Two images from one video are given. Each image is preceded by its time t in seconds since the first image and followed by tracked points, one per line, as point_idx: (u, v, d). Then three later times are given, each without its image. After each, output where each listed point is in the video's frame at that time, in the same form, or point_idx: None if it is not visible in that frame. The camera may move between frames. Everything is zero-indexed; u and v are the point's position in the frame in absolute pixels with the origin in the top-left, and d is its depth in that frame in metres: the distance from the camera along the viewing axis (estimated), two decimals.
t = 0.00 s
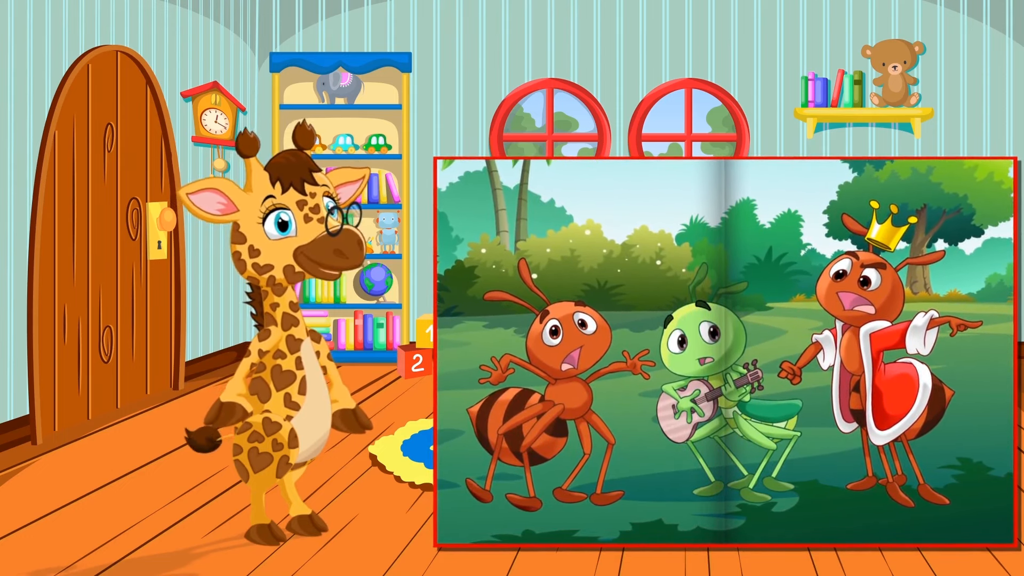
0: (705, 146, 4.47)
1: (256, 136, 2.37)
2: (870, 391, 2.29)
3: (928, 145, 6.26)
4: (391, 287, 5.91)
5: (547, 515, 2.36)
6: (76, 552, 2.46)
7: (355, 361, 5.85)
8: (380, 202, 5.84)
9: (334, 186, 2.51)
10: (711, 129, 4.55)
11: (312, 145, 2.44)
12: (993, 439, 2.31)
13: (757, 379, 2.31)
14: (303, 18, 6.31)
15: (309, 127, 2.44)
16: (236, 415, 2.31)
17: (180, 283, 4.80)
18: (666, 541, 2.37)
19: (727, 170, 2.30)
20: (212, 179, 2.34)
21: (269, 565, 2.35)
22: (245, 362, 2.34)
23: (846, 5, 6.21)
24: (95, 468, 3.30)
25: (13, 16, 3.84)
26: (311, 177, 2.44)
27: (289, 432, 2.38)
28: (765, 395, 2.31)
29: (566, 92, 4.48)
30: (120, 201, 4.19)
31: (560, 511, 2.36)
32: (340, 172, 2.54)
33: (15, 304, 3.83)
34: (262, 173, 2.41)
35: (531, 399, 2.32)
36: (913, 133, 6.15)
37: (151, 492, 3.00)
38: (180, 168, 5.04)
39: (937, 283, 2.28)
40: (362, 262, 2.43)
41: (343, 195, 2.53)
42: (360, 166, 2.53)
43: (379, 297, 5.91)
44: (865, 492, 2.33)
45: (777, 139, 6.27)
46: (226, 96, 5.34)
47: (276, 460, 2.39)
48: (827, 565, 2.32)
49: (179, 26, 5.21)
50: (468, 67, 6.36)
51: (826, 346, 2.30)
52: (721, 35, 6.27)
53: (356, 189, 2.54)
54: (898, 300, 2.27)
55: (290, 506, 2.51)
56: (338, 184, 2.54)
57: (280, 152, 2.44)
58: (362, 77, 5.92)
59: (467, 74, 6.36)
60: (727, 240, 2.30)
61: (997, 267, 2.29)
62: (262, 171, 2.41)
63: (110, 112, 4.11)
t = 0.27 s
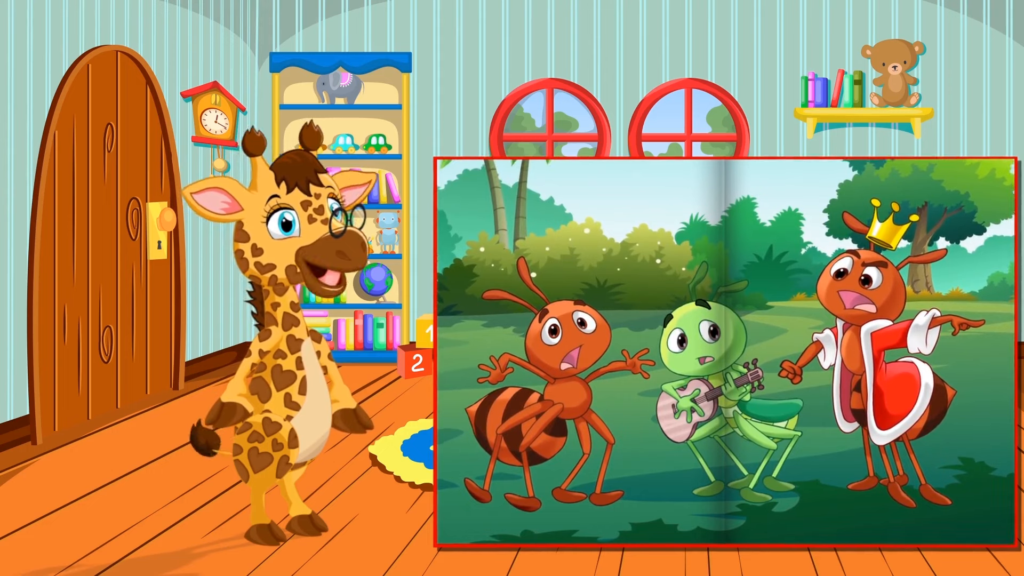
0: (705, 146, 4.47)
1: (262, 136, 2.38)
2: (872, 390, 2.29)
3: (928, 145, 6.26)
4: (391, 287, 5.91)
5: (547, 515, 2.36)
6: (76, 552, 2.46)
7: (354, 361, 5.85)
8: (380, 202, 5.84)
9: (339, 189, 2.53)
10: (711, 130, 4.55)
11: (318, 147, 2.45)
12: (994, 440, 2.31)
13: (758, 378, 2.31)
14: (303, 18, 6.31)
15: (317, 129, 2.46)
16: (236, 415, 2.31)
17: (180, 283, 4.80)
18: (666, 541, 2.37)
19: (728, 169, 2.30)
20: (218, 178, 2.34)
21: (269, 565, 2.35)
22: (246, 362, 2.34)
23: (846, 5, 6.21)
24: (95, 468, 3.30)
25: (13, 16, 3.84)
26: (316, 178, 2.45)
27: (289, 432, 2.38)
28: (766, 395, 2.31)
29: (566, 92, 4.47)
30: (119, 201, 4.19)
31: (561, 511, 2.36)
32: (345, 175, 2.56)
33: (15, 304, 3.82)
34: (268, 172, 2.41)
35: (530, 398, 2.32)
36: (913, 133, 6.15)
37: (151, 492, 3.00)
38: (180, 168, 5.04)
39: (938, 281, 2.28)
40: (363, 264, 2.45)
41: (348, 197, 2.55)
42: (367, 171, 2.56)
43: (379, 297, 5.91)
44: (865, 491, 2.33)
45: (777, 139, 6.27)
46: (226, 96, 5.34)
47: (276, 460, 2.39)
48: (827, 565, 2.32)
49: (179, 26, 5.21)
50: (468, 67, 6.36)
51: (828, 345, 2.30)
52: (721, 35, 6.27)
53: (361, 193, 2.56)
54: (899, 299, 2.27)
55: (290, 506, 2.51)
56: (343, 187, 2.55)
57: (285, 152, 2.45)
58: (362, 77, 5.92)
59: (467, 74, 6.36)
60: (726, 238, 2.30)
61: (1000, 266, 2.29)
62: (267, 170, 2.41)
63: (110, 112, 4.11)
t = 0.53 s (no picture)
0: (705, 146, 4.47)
1: (266, 135, 2.38)
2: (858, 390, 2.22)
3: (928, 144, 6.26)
4: (391, 287, 5.91)
5: (548, 515, 2.36)
6: (76, 552, 2.46)
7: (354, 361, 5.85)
8: (380, 202, 5.84)
9: (341, 190, 2.54)
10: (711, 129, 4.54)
11: (322, 147, 2.45)
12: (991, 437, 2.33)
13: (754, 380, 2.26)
14: (303, 18, 6.31)
15: (320, 129, 2.46)
16: (236, 414, 2.32)
17: (180, 283, 4.80)
18: (666, 541, 2.37)
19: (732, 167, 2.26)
20: (220, 177, 2.34)
21: (268, 565, 2.35)
22: (247, 361, 2.35)
23: (846, 5, 6.22)
24: (95, 468, 3.30)
25: (13, 16, 3.85)
26: (319, 178, 2.46)
27: (289, 432, 2.38)
28: (757, 394, 2.26)
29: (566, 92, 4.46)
30: (120, 201, 4.19)
31: (561, 511, 2.36)
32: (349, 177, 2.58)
33: (15, 303, 3.83)
34: (271, 172, 2.41)
35: (528, 396, 2.32)
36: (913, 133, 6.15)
37: (151, 492, 3.00)
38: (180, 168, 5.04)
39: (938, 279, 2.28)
40: (364, 265, 2.45)
41: (351, 199, 2.56)
42: (369, 173, 2.58)
43: (379, 297, 5.92)
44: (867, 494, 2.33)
45: (777, 139, 6.27)
46: (226, 96, 5.34)
47: (276, 460, 2.39)
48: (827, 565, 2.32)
49: (179, 26, 5.21)
50: (468, 67, 6.36)
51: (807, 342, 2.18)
52: (721, 35, 6.27)
53: (364, 194, 2.57)
54: (872, 292, 2.06)
55: (291, 506, 2.52)
56: (346, 189, 2.57)
57: (289, 152, 2.45)
58: (362, 77, 5.92)
59: (467, 74, 6.36)
60: (725, 234, 2.29)
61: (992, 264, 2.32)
62: (270, 170, 2.41)
63: (110, 112, 4.11)
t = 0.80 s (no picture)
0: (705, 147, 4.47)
1: (264, 134, 2.38)
2: (820, 391, 2.30)
3: (928, 145, 6.26)
4: (391, 287, 5.91)
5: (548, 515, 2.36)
6: (76, 552, 2.46)
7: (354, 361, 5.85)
8: (380, 202, 5.84)
9: (339, 187, 2.53)
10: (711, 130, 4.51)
11: (320, 145, 2.46)
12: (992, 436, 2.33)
13: (737, 383, 2.32)
14: (303, 18, 6.31)
15: (318, 128, 2.47)
16: (224, 410, 2.29)
17: (180, 283, 4.80)
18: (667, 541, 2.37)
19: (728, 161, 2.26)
20: (218, 175, 2.34)
21: (268, 565, 2.35)
22: (242, 360, 2.34)
23: (846, 5, 6.22)
24: (94, 468, 3.30)
25: (13, 16, 3.85)
26: (317, 176, 2.46)
27: (289, 432, 2.38)
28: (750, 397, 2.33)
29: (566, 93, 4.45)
30: (119, 201, 4.19)
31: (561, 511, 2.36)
32: (346, 174, 2.56)
33: (15, 303, 3.83)
34: (269, 171, 2.41)
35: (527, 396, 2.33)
36: (913, 133, 6.15)
37: (151, 492, 3.00)
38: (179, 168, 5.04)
39: (929, 280, 2.30)
40: (363, 264, 2.45)
41: (349, 196, 2.55)
42: (368, 170, 2.56)
43: (379, 297, 5.92)
44: (854, 506, 2.35)
45: (777, 139, 6.27)
46: (226, 96, 5.34)
47: (276, 460, 2.39)
48: (826, 565, 2.32)
49: (179, 26, 5.21)
50: (468, 67, 6.36)
51: (774, 334, 2.31)
52: (721, 35, 6.27)
53: (361, 192, 2.56)
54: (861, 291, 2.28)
55: (291, 506, 2.52)
56: (344, 186, 2.56)
57: (286, 151, 2.45)
58: (362, 77, 5.92)
59: (467, 74, 6.36)
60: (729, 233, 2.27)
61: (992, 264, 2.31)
62: (269, 168, 2.42)
63: (110, 112, 4.11)
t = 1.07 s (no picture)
0: (705, 147, 4.47)
1: (262, 132, 2.38)
2: (819, 391, 2.30)
3: (928, 145, 6.26)
4: (391, 287, 5.91)
5: (548, 515, 2.36)
6: (76, 552, 2.46)
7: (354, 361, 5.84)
8: (380, 202, 5.84)
9: (338, 185, 2.50)
10: (711, 131, 4.49)
11: (319, 144, 2.45)
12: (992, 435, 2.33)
13: (737, 383, 2.33)
14: (303, 18, 6.31)
15: (316, 126, 2.46)
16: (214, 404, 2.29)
17: (180, 283, 4.80)
18: (667, 541, 2.38)
19: (727, 165, 2.30)
20: (217, 171, 2.34)
21: (268, 565, 2.35)
22: (239, 357, 2.34)
23: (846, 5, 6.21)
24: (94, 468, 3.30)
25: (13, 16, 3.85)
26: (316, 175, 2.44)
27: (289, 432, 2.38)
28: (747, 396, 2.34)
29: (566, 93, 4.43)
30: (119, 201, 4.19)
31: (561, 511, 2.36)
32: (344, 172, 2.53)
33: (15, 303, 3.83)
34: (267, 169, 2.41)
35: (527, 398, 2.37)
36: (913, 133, 6.15)
37: (151, 492, 3.00)
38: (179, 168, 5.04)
39: (926, 281, 2.30)
40: (362, 263, 2.44)
41: (346, 195, 2.51)
42: (365, 167, 2.52)
43: (379, 297, 5.92)
44: (853, 505, 2.34)
45: (777, 139, 6.27)
46: (226, 96, 5.33)
47: (276, 460, 2.39)
48: (827, 564, 2.32)
49: (179, 26, 5.21)
50: (468, 67, 6.36)
51: (774, 334, 2.31)
52: (721, 35, 6.27)
53: (359, 189, 2.52)
54: (859, 291, 2.27)
55: (291, 506, 2.51)
56: (341, 184, 2.52)
57: (284, 150, 2.44)
58: (362, 77, 5.92)
59: (467, 74, 6.36)
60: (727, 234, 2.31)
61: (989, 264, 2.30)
62: (267, 167, 2.41)
63: (110, 112, 4.11)
